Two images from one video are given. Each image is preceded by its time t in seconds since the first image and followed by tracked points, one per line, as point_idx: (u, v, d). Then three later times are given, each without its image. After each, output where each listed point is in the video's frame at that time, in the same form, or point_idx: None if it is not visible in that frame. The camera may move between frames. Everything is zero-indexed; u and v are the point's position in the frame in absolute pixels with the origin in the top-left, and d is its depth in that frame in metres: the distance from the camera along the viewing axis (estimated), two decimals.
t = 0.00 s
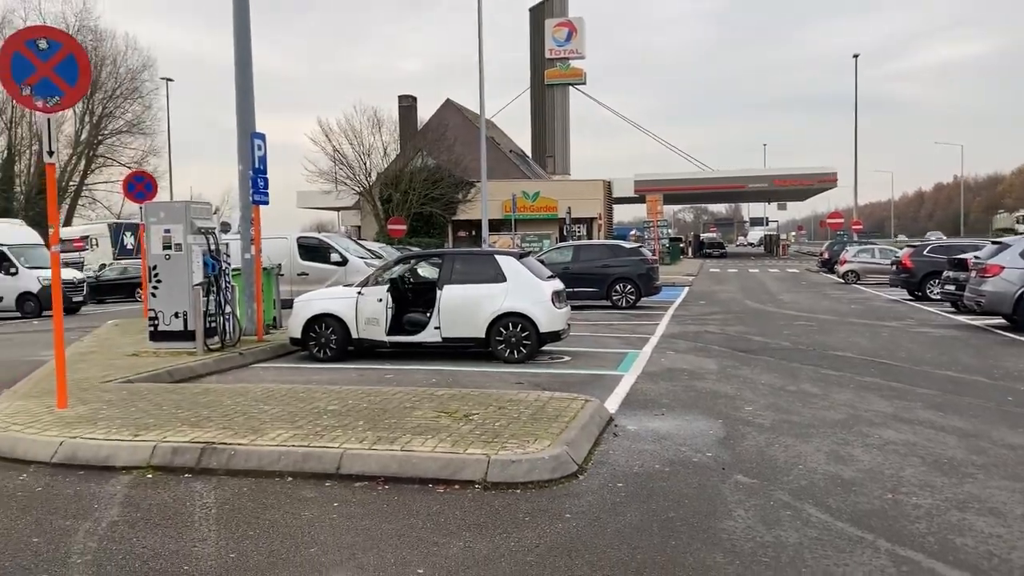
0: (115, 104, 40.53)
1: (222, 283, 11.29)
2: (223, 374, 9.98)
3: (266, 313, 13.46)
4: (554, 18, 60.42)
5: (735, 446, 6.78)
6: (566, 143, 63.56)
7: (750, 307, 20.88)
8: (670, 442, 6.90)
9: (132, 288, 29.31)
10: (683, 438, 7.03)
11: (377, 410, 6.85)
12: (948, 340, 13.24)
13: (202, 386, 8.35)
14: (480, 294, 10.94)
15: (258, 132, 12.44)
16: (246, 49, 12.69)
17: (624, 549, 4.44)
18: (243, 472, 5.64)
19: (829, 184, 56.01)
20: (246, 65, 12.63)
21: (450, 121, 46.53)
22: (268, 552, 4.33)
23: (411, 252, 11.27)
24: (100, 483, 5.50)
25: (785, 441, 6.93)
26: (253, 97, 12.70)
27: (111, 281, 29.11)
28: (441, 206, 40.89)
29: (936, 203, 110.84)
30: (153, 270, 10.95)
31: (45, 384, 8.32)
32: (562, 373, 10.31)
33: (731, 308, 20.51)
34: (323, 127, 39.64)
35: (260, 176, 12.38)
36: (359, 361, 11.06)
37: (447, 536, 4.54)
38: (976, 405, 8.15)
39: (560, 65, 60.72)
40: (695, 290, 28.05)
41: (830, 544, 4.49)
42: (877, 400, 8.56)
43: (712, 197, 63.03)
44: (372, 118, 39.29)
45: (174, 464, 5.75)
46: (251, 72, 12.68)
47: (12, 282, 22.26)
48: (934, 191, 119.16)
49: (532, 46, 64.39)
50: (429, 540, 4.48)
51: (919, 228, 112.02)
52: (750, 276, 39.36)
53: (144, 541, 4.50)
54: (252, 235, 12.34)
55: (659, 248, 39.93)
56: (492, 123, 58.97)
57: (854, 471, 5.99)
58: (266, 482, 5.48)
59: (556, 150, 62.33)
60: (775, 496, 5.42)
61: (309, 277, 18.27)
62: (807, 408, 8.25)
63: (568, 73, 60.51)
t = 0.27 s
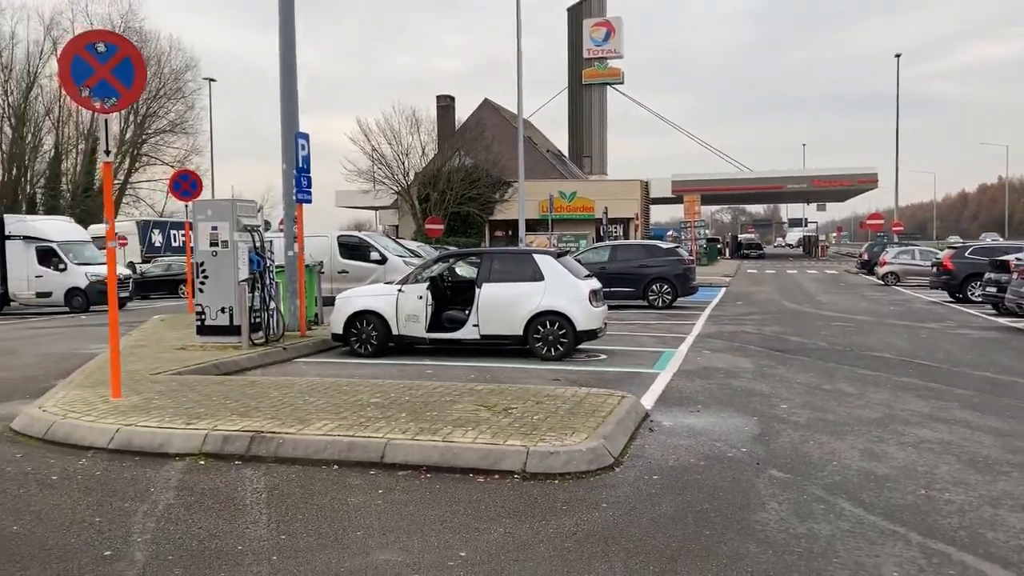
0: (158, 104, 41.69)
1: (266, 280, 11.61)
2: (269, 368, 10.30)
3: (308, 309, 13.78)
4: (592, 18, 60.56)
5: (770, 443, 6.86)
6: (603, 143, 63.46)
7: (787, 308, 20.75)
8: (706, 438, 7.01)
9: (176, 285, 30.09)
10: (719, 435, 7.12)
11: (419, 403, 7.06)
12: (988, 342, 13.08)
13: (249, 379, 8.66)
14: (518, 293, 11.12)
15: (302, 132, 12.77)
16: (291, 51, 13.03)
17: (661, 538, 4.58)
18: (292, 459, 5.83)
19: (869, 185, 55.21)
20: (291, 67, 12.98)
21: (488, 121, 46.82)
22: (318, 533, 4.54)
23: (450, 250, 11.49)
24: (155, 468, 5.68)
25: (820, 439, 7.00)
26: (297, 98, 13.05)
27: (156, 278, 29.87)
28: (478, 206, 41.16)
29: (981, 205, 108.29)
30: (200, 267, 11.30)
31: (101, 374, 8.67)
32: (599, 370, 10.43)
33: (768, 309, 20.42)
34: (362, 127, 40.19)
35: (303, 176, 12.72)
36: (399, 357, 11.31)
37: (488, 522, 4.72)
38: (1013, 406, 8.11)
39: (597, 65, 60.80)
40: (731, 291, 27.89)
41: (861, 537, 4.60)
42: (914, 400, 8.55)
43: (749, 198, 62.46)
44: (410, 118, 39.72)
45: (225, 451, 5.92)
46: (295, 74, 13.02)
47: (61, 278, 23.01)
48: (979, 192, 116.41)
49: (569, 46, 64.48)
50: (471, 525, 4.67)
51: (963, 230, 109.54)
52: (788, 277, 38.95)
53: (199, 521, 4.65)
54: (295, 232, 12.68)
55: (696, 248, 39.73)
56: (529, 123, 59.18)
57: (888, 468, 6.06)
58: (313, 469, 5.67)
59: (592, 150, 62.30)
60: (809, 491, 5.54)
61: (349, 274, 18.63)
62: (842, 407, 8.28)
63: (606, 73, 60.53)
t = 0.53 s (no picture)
0: (197, 107, 42.60)
1: (304, 282, 11.83)
2: (305, 368, 10.53)
3: (344, 310, 14.01)
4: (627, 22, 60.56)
5: (802, 448, 6.86)
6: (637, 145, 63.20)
7: (821, 312, 20.55)
8: (737, 443, 7.03)
9: (213, 285, 30.69)
10: (750, 440, 7.14)
11: (453, 404, 7.19)
12: None
13: (287, 379, 8.90)
14: (550, 296, 11.21)
15: (339, 137, 12.98)
16: (330, 57, 13.28)
17: (691, 540, 4.65)
18: (330, 458, 5.98)
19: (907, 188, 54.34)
20: (330, 73, 13.23)
21: (521, 123, 46.98)
22: (356, 529, 4.68)
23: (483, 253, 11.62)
24: (199, 465, 5.88)
25: (852, 444, 6.99)
26: (335, 103, 13.29)
27: (194, 278, 30.48)
28: (511, 208, 41.30)
29: None
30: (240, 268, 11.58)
31: (146, 372, 8.96)
32: (631, 374, 10.47)
33: (802, 313, 20.23)
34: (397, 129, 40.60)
35: (340, 180, 12.91)
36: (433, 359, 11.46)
37: (522, 521, 4.83)
38: None
39: (632, 68, 60.66)
40: (765, 295, 27.65)
41: (891, 542, 4.62)
42: (948, 407, 8.48)
43: (784, 201, 61.77)
44: (444, 121, 40.02)
45: (266, 449, 6.11)
46: (333, 79, 13.27)
47: (103, 278, 23.63)
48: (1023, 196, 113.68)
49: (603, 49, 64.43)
50: (504, 525, 4.78)
51: (1005, 234, 107.04)
52: (823, 281, 38.49)
53: (242, 516, 4.84)
54: (332, 236, 12.88)
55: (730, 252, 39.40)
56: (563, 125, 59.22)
57: (920, 474, 6.04)
58: (351, 468, 5.83)
59: (626, 153, 62.10)
60: (840, 496, 5.57)
61: (383, 276, 18.89)
62: (875, 413, 8.24)
63: (641, 76, 60.32)
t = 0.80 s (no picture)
0: (228, 108, 43.26)
1: (332, 282, 11.94)
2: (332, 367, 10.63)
3: (371, 310, 14.10)
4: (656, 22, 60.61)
5: (829, 452, 6.79)
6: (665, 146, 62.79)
7: (851, 315, 20.28)
8: (764, 446, 6.97)
9: (242, 284, 31.09)
10: (777, 443, 7.07)
11: (478, 404, 7.22)
12: None
13: (313, 377, 9.01)
14: (577, 297, 11.21)
15: (368, 137, 13.10)
16: (358, 58, 13.40)
17: (717, 542, 4.63)
18: (357, 456, 6.04)
19: (939, 190, 53.52)
20: (358, 74, 13.35)
21: (548, 124, 46.98)
22: (382, 527, 4.72)
23: (510, 254, 11.67)
24: (228, 462, 5.97)
25: (880, 448, 6.91)
26: (363, 104, 13.40)
27: (223, 278, 30.92)
28: (538, 209, 41.25)
29: None
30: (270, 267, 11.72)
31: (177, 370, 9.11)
32: (657, 376, 10.43)
33: (831, 316, 19.99)
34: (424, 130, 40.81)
35: (369, 180, 13.02)
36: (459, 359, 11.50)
37: (547, 522, 4.85)
38: None
39: (660, 68, 60.46)
40: (794, 297, 27.37)
41: (920, 548, 4.57)
42: (980, 411, 8.33)
43: (814, 203, 61.08)
44: (472, 122, 40.13)
45: (294, 447, 6.19)
46: (362, 81, 13.38)
47: (134, 276, 24.05)
48: None
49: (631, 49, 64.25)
50: (530, 525, 4.79)
51: None
52: (853, 284, 37.99)
53: (271, 513, 4.92)
54: (360, 236, 12.98)
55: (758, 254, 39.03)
56: (590, 126, 59.11)
57: (949, 479, 5.96)
58: (378, 466, 5.87)
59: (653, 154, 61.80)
60: (868, 500, 5.51)
61: (410, 276, 19.01)
62: (905, 417, 8.13)
63: (669, 76, 60.07)
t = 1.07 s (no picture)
0: (251, 109, 43.69)
1: (355, 282, 11.97)
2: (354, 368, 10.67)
3: (393, 310, 14.15)
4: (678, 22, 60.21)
5: (854, 456, 6.69)
6: (686, 147, 62.45)
7: (876, 319, 20.03)
8: (789, 450, 6.89)
9: (265, 285, 31.35)
10: (802, 447, 6.98)
11: (500, 406, 7.21)
12: None
13: (334, 378, 9.06)
14: (599, 299, 11.18)
15: (391, 139, 13.15)
16: (381, 60, 13.46)
17: (741, 547, 4.57)
18: (380, 457, 6.05)
19: (965, 193, 52.89)
20: (381, 76, 13.41)
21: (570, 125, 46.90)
22: (405, 529, 4.72)
23: (532, 255, 11.66)
24: (251, 462, 6.01)
25: (907, 453, 6.81)
26: (386, 106, 13.46)
27: (246, 278, 31.21)
28: (559, 210, 41.34)
29: None
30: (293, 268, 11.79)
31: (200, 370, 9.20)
32: (680, 379, 10.36)
33: (855, 319, 19.77)
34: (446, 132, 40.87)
35: (391, 182, 13.07)
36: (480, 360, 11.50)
37: (570, 525, 4.82)
38: None
39: (682, 69, 60.16)
40: (817, 300, 27.09)
41: (949, 555, 4.49)
42: (1009, 417, 8.19)
43: (837, 205, 60.48)
44: (493, 123, 40.16)
45: (317, 447, 6.21)
46: (385, 83, 13.44)
47: (158, 276, 24.31)
48: None
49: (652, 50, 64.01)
50: (552, 528, 4.77)
51: None
52: (878, 287, 37.54)
53: (294, 513, 4.93)
54: (382, 237, 13.05)
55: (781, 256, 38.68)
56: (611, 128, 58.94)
57: (978, 485, 5.86)
58: (400, 468, 5.88)
59: (675, 155, 61.47)
60: (895, 506, 5.42)
61: (432, 277, 19.07)
62: (931, 422, 8.00)
63: (691, 77, 59.76)
